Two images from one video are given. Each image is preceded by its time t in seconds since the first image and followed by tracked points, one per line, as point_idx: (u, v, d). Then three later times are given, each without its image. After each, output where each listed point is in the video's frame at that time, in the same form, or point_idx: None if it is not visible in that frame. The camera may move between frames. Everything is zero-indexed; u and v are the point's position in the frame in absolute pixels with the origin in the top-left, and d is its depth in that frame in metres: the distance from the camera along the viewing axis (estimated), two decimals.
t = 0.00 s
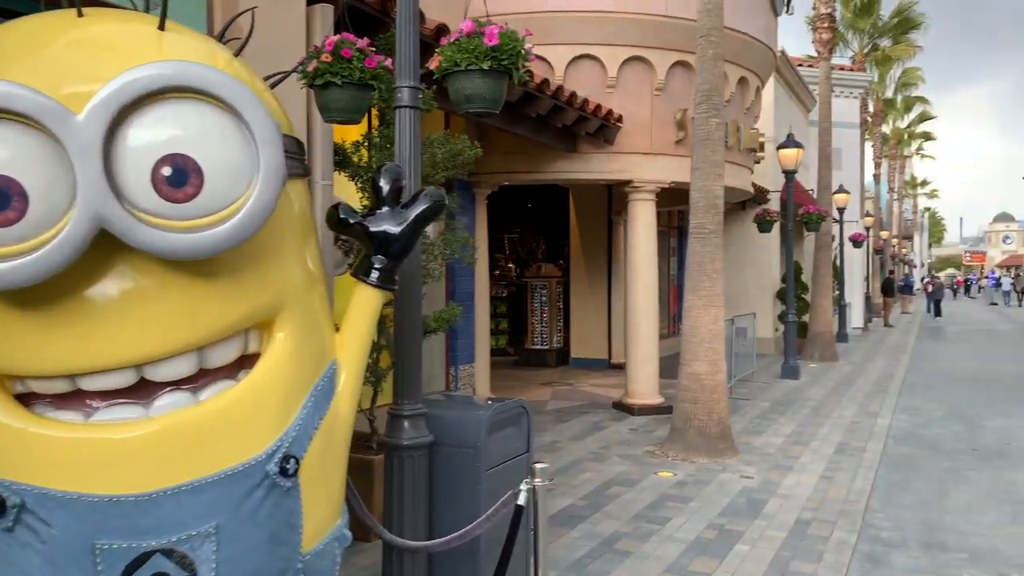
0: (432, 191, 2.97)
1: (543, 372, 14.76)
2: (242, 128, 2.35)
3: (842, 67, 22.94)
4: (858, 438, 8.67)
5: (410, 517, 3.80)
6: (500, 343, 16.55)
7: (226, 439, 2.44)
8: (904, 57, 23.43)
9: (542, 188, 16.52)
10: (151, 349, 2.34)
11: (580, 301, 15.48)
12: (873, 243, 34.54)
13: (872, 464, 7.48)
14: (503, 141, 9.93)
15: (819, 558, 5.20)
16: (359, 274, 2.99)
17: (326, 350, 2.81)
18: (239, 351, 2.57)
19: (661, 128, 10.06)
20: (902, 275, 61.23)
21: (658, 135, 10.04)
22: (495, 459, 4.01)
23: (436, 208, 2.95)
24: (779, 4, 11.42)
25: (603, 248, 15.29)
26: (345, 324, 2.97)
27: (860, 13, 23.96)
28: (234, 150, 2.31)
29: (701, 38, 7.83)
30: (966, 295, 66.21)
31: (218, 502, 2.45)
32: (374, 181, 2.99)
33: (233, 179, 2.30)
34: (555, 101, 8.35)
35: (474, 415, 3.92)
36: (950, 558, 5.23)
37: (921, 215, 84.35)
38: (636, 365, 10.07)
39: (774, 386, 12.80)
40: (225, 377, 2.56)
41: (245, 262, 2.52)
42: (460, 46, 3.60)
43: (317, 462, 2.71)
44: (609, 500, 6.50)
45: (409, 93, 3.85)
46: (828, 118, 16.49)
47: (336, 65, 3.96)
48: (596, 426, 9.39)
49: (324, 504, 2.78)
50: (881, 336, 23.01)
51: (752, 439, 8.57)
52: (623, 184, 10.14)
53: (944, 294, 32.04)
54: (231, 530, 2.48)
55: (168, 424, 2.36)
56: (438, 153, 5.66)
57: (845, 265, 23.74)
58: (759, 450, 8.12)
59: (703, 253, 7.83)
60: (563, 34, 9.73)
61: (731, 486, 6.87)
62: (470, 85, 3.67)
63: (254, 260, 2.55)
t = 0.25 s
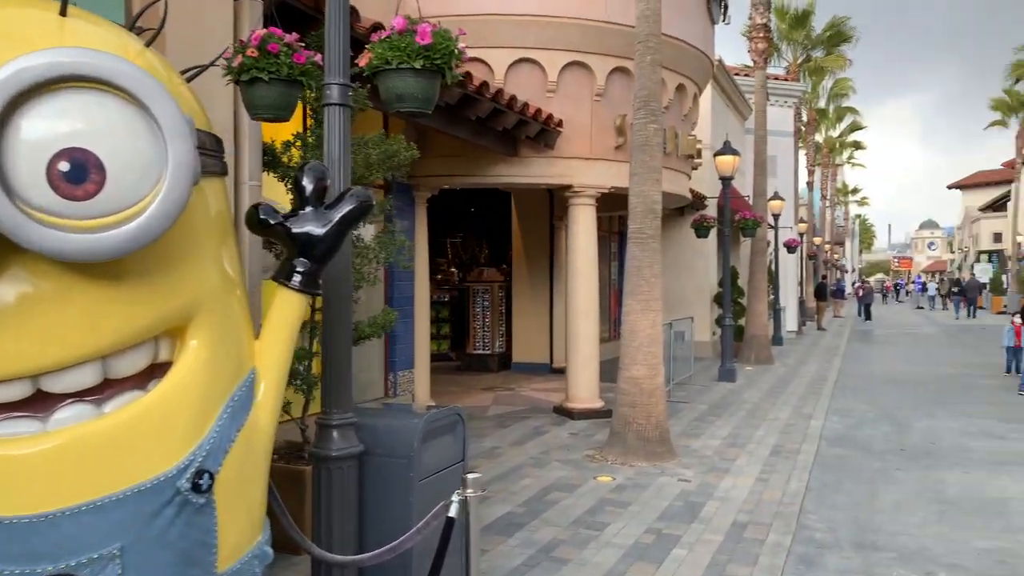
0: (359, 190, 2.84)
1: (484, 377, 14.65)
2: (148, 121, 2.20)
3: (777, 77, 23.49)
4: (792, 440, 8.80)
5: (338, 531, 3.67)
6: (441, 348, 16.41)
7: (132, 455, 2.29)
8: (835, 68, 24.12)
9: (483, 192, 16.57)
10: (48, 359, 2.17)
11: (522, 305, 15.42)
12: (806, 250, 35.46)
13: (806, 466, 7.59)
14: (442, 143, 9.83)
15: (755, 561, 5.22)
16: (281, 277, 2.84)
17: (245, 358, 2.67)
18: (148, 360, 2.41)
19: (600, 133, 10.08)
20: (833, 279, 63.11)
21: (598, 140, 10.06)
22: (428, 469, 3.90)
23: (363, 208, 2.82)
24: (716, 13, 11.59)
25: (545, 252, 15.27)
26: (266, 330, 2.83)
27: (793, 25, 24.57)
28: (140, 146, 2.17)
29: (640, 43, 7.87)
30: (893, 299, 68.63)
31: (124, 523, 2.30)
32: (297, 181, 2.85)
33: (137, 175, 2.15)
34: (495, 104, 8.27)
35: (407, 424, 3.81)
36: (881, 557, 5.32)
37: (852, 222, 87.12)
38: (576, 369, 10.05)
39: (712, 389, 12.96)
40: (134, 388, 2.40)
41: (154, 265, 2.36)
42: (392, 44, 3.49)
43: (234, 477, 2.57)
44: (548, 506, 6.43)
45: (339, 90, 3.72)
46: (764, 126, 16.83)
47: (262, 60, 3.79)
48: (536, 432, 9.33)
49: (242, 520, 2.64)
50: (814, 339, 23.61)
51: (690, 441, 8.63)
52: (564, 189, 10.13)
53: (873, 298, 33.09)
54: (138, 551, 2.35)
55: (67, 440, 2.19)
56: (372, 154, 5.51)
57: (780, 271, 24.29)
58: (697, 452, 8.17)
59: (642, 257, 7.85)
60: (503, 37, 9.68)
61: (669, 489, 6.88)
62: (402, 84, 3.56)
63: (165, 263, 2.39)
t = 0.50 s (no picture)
0: (275, 191, 2.69)
1: (421, 386, 14.43)
2: (30, 113, 2.05)
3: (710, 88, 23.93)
4: (727, 446, 8.87)
5: (257, 554, 3.47)
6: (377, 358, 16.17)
7: (15, 477, 2.09)
8: (766, 81, 24.71)
9: (421, 198, 16.19)
10: None
11: (459, 314, 15.25)
12: (739, 258, 36.25)
13: (740, 472, 7.64)
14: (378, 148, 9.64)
15: (690, 570, 5.19)
16: (189, 285, 2.66)
17: (148, 371, 2.47)
18: (37, 373, 2.21)
19: (538, 140, 10.02)
20: (765, 287, 64.71)
21: (535, 148, 9.99)
22: (353, 486, 3.73)
23: (280, 210, 2.67)
24: (651, 23, 11.68)
25: (483, 260, 15.14)
26: (173, 340, 2.64)
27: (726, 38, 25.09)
28: (26, 139, 2.02)
29: (575, 51, 7.83)
30: (822, 306, 70.76)
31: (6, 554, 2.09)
32: (207, 181, 2.68)
33: (20, 172, 2.00)
34: (431, 109, 8.09)
35: (331, 439, 3.63)
36: (813, 563, 5.35)
37: (782, 231, 89.56)
38: (513, 378, 9.95)
39: (649, 395, 13.03)
40: (21, 405, 2.20)
41: (43, 269, 2.16)
42: (315, 40, 3.35)
43: (134, 502, 2.37)
44: (483, 518, 6.30)
45: (260, 87, 3.55)
46: (698, 136, 17.08)
47: (177, 54, 3.59)
48: (473, 442, 9.18)
49: (146, 547, 2.44)
50: (747, 346, 24.09)
51: (627, 449, 8.60)
52: (501, 196, 10.04)
53: (803, 306, 34.01)
54: None
55: None
56: (300, 157, 5.32)
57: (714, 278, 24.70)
58: (634, 460, 8.14)
59: (579, 265, 7.79)
60: (440, 42, 9.54)
61: (607, 498, 6.83)
62: (326, 82, 3.42)
63: (54, 268, 2.19)
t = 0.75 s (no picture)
0: (174, 199, 2.52)
1: (350, 402, 14.07)
2: None
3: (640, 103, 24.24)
4: (659, 458, 8.83)
5: None
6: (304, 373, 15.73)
7: None
8: (694, 97, 25.18)
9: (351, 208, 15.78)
10: None
11: (390, 327, 14.94)
12: (669, 270, 36.84)
13: (672, 485, 7.60)
14: (305, 157, 9.39)
15: None
16: (77, 301, 2.46)
17: (27, 398, 2.29)
18: None
19: (470, 151, 9.86)
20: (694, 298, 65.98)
21: (467, 158, 9.84)
22: (268, 513, 3.50)
23: (178, 219, 2.50)
24: (582, 36, 11.70)
25: (415, 273, 14.90)
26: (56, 361, 2.43)
27: (655, 54, 25.48)
28: None
29: (506, 62, 7.72)
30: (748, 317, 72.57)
31: None
32: (97, 186, 2.48)
33: None
34: (358, 117, 7.86)
35: (243, 463, 3.40)
36: None
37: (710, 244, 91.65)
38: (445, 393, 9.75)
39: (581, 408, 12.98)
40: None
41: None
42: (225, 38, 3.22)
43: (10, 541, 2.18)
44: (411, 540, 6.08)
45: (166, 89, 3.32)
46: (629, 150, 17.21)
47: (72, 51, 3.34)
48: (403, 459, 8.93)
49: None
50: (677, 356, 24.40)
51: (559, 463, 8.47)
52: (432, 207, 9.86)
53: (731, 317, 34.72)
54: None
55: None
56: (216, 164, 5.03)
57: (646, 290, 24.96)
58: (567, 474, 8.02)
59: (512, 277, 7.63)
60: (368, 50, 9.33)
61: (538, 515, 6.68)
62: (237, 83, 3.29)
63: None
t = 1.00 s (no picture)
0: (51, 210, 2.74)
1: (275, 420, 13.63)
2: None
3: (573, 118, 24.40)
4: (590, 474, 8.75)
5: None
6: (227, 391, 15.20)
7: None
8: (625, 114, 25.50)
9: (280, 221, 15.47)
10: None
11: (318, 342, 14.51)
12: (602, 283, 37.17)
13: (603, 501, 7.53)
14: (226, 165, 9.07)
15: None
16: None
17: None
18: None
19: (399, 162, 9.66)
20: (626, 311, 66.81)
21: (396, 170, 9.64)
22: (170, 547, 3.25)
23: (56, 228, 2.71)
24: (514, 50, 11.65)
25: (344, 287, 14.47)
26: None
27: (587, 70, 25.70)
28: None
29: (435, 71, 7.56)
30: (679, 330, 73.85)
31: None
32: None
33: None
34: (281, 125, 7.60)
35: (141, 494, 3.16)
36: None
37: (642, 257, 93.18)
38: (372, 411, 9.49)
39: (514, 422, 12.83)
40: None
41: None
42: (122, 35, 3.43)
43: None
44: (333, 565, 5.82)
45: (56, 89, 3.05)
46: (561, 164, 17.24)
47: None
48: (328, 480, 8.63)
49: None
50: (610, 369, 24.52)
51: (490, 481, 8.30)
52: (360, 219, 9.62)
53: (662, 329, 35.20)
54: None
55: None
56: (123, 172, 4.69)
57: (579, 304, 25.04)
58: (496, 492, 7.85)
59: (441, 290, 7.41)
60: (293, 57, 9.08)
61: (466, 536, 6.51)
62: (136, 82, 3.50)
63: None
